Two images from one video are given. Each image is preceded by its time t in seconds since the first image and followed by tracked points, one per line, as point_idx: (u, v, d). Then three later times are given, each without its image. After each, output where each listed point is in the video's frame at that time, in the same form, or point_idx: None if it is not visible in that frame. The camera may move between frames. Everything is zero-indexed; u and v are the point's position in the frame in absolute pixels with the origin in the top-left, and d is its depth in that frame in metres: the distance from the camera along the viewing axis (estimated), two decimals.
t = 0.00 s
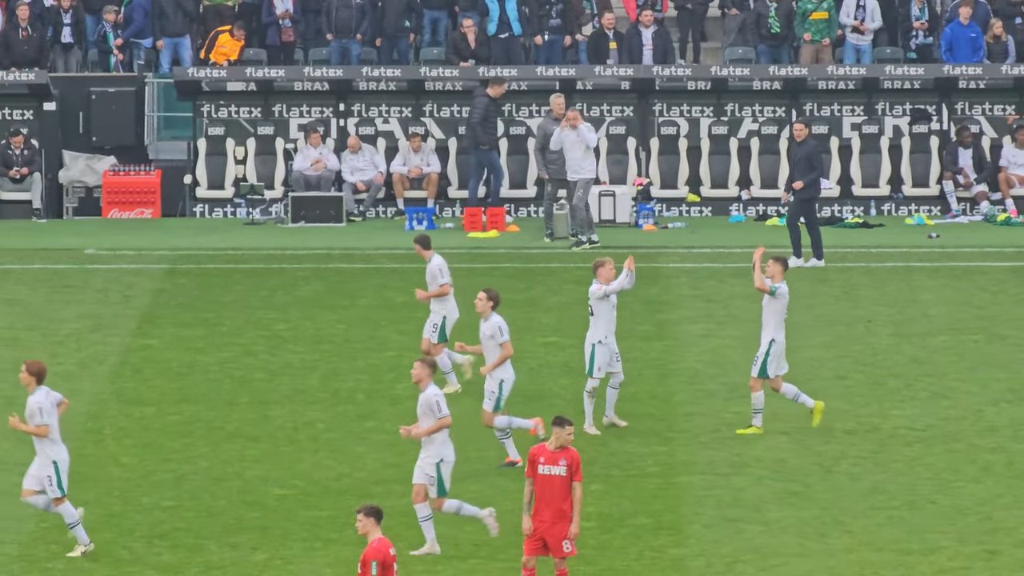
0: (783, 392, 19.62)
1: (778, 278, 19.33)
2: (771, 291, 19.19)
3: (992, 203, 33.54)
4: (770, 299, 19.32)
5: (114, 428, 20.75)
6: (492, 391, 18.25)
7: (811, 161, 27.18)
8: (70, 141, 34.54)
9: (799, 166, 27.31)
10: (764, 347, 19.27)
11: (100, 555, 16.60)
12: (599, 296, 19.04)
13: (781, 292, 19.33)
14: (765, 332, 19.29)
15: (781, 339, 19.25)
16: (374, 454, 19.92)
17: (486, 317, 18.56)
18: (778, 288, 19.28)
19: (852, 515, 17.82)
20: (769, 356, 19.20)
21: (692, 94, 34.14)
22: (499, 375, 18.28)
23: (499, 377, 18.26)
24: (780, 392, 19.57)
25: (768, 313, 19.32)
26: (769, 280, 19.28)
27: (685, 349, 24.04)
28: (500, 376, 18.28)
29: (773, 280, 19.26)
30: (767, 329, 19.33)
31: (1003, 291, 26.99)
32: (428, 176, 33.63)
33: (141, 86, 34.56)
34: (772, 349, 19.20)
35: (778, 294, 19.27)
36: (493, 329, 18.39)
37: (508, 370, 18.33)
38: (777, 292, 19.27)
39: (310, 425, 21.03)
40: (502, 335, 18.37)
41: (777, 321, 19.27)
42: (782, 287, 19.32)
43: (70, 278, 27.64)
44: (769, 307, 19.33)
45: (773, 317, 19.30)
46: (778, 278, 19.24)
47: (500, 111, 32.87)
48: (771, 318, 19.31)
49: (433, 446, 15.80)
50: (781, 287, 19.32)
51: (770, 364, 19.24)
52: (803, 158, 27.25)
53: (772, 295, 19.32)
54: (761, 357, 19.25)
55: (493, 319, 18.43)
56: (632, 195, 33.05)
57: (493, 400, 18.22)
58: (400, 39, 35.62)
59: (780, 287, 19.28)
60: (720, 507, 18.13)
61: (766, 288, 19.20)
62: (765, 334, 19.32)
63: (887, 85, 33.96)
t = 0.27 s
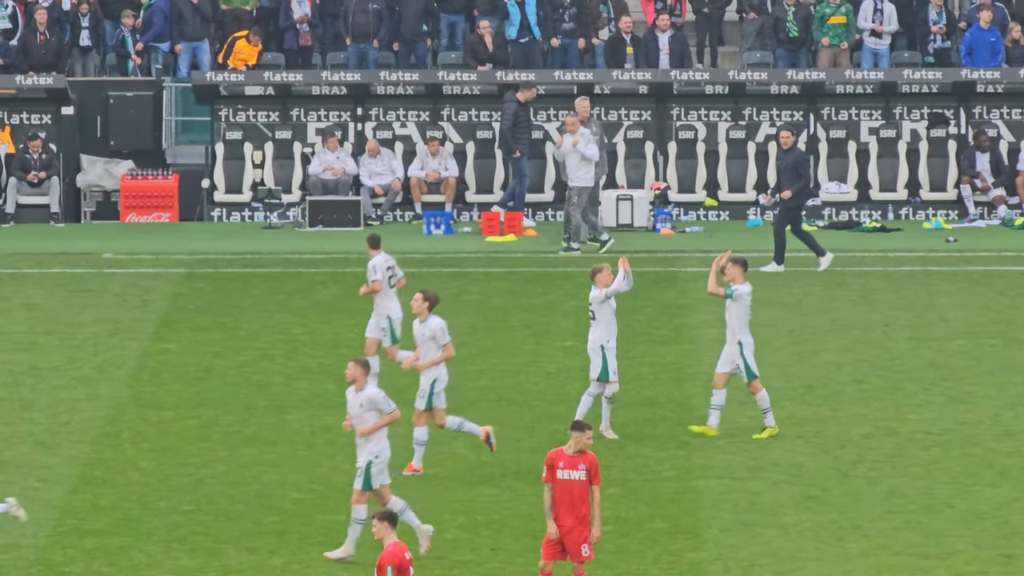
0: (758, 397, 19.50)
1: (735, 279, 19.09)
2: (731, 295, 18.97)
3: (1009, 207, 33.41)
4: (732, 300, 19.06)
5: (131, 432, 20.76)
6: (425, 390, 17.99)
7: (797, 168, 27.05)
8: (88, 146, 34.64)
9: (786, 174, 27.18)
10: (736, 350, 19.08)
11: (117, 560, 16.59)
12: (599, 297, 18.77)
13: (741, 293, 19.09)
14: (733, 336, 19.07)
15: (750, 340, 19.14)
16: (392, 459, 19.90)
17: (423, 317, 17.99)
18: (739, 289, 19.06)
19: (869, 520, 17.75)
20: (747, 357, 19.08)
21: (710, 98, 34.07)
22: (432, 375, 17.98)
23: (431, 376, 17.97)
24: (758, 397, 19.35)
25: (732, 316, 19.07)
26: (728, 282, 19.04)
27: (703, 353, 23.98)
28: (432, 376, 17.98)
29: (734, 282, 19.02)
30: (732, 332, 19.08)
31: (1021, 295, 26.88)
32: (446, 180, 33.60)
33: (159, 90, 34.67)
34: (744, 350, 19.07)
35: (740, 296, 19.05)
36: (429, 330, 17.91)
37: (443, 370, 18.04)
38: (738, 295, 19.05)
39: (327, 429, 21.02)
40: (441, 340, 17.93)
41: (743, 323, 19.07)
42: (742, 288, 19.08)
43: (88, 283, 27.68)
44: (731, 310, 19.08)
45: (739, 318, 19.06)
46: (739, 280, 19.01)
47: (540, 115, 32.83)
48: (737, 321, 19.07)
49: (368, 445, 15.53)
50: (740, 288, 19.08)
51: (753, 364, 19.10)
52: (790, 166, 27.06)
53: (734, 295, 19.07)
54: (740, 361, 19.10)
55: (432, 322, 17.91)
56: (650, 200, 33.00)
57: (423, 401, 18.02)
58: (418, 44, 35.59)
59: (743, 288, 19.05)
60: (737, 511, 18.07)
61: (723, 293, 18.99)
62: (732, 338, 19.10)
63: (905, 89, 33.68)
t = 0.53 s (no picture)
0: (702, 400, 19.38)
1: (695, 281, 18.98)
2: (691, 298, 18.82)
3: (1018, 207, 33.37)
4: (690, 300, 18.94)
5: (139, 432, 20.77)
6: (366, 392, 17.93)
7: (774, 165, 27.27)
8: (96, 146, 34.67)
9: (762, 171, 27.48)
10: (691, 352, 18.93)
11: (125, 560, 16.60)
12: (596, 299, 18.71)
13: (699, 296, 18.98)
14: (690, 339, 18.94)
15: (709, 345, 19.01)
16: (399, 459, 19.89)
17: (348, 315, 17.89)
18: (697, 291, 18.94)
19: (876, 519, 17.72)
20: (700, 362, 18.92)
21: (717, 98, 34.04)
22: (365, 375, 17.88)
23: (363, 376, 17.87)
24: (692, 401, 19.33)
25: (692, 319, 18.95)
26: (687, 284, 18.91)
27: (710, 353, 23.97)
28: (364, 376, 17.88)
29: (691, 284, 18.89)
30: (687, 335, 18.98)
31: None
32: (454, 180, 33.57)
33: (167, 90, 34.67)
34: (700, 355, 18.92)
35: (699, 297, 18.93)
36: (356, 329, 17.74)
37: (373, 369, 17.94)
38: (695, 298, 18.92)
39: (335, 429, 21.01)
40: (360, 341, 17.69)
41: (700, 327, 18.95)
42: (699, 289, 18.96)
43: (96, 283, 27.69)
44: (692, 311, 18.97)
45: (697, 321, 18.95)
46: (695, 283, 18.88)
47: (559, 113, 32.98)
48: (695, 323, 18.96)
49: (295, 453, 15.58)
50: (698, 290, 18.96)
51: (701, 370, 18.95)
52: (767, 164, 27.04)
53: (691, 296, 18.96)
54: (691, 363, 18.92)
55: (357, 319, 17.77)
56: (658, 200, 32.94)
57: (374, 400, 17.96)
58: (426, 44, 35.60)
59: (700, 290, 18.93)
60: (745, 511, 18.05)
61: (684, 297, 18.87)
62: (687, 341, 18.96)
63: (913, 89, 33.53)
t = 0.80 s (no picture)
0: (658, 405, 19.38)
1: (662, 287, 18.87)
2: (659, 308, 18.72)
3: None
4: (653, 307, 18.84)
5: (148, 434, 20.78)
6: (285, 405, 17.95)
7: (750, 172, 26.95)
8: (104, 147, 34.65)
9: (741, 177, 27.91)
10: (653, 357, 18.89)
11: (135, 562, 16.60)
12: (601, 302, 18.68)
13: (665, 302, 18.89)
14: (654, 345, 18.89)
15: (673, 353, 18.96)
16: (409, 460, 19.89)
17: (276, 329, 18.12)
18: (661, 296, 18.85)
19: (886, 521, 17.70)
20: (663, 367, 18.89)
21: (726, 100, 34.13)
22: (291, 389, 17.97)
23: (289, 392, 17.96)
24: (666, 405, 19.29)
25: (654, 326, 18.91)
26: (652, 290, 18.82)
27: (720, 355, 23.95)
28: (290, 392, 17.97)
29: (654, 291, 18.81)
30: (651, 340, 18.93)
31: None
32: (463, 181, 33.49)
33: (176, 92, 34.70)
34: (665, 362, 18.87)
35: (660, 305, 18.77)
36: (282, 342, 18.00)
37: (299, 384, 18.04)
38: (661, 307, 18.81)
39: (344, 431, 21.01)
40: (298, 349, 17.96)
41: (666, 334, 18.90)
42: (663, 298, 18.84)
43: (105, 285, 27.71)
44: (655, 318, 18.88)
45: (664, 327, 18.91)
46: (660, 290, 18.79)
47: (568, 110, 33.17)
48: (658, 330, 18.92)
49: (218, 466, 15.77)
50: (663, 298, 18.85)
51: (664, 374, 18.91)
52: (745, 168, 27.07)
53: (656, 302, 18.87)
54: (653, 366, 18.91)
55: (285, 332, 18.02)
56: (666, 201, 32.93)
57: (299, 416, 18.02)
58: (435, 45, 35.62)
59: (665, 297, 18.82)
60: (754, 512, 18.03)
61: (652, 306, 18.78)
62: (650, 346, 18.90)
63: (922, 90, 33.47)
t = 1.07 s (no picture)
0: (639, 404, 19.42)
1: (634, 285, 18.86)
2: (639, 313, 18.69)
3: None
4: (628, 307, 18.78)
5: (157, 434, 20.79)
6: (209, 402, 17.53)
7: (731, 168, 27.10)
8: (111, 147, 34.70)
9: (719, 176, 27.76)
10: (637, 356, 18.89)
11: (143, 561, 16.62)
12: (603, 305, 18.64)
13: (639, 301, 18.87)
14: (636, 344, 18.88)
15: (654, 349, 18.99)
16: (418, 460, 19.88)
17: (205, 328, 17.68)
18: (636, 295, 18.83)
19: (894, 519, 17.66)
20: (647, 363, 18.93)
21: (734, 99, 34.00)
22: (217, 387, 17.54)
23: (217, 389, 17.53)
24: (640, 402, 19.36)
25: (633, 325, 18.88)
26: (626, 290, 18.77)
27: (728, 354, 23.92)
28: (218, 389, 17.55)
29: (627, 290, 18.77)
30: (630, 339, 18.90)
31: None
32: (471, 180, 33.49)
33: (183, 91, 34.83)
34: (648, 358, 18.92)
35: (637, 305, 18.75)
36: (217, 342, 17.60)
37: (228, 383, 17.62)
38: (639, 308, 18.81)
39: (353, 430, 21.01)
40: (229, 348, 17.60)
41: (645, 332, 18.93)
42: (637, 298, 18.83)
43: (113, 284, 27.74)
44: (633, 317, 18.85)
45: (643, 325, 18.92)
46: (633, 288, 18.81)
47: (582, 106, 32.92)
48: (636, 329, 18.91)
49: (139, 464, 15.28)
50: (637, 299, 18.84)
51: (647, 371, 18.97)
52: (726, 164, 27.17)
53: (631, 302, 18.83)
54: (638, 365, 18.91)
55: (216, 332, 17.62)
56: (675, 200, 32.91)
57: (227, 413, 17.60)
58: (444, 45, 35.62)
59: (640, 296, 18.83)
60: (763, 511, 18.00)
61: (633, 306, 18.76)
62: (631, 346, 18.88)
63: (930, 89, 33.41)
